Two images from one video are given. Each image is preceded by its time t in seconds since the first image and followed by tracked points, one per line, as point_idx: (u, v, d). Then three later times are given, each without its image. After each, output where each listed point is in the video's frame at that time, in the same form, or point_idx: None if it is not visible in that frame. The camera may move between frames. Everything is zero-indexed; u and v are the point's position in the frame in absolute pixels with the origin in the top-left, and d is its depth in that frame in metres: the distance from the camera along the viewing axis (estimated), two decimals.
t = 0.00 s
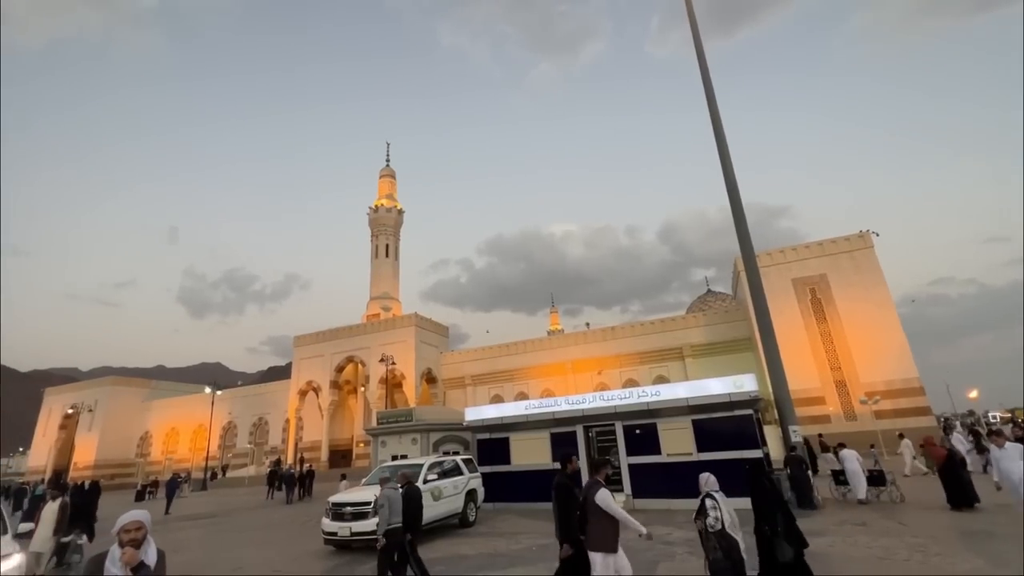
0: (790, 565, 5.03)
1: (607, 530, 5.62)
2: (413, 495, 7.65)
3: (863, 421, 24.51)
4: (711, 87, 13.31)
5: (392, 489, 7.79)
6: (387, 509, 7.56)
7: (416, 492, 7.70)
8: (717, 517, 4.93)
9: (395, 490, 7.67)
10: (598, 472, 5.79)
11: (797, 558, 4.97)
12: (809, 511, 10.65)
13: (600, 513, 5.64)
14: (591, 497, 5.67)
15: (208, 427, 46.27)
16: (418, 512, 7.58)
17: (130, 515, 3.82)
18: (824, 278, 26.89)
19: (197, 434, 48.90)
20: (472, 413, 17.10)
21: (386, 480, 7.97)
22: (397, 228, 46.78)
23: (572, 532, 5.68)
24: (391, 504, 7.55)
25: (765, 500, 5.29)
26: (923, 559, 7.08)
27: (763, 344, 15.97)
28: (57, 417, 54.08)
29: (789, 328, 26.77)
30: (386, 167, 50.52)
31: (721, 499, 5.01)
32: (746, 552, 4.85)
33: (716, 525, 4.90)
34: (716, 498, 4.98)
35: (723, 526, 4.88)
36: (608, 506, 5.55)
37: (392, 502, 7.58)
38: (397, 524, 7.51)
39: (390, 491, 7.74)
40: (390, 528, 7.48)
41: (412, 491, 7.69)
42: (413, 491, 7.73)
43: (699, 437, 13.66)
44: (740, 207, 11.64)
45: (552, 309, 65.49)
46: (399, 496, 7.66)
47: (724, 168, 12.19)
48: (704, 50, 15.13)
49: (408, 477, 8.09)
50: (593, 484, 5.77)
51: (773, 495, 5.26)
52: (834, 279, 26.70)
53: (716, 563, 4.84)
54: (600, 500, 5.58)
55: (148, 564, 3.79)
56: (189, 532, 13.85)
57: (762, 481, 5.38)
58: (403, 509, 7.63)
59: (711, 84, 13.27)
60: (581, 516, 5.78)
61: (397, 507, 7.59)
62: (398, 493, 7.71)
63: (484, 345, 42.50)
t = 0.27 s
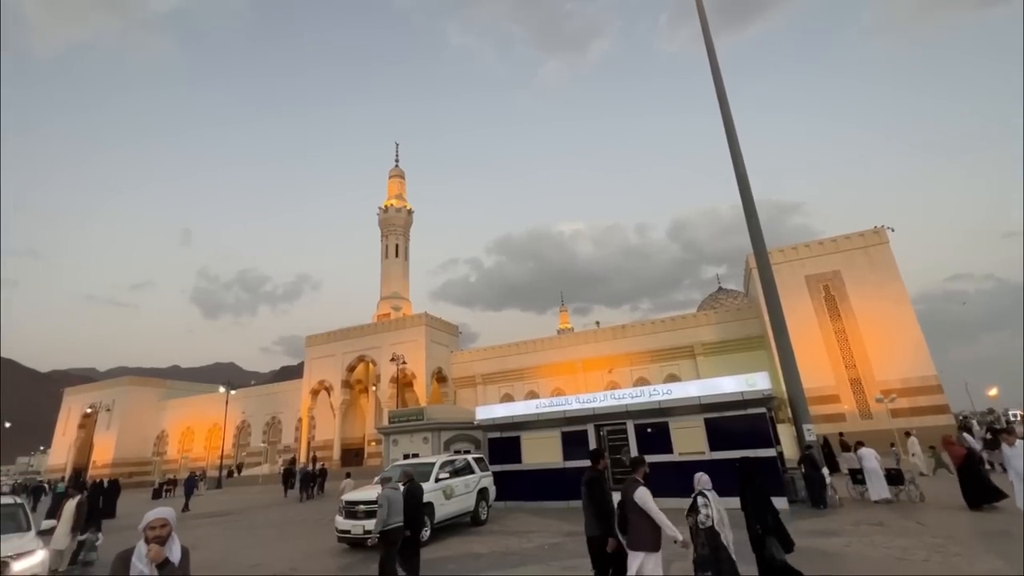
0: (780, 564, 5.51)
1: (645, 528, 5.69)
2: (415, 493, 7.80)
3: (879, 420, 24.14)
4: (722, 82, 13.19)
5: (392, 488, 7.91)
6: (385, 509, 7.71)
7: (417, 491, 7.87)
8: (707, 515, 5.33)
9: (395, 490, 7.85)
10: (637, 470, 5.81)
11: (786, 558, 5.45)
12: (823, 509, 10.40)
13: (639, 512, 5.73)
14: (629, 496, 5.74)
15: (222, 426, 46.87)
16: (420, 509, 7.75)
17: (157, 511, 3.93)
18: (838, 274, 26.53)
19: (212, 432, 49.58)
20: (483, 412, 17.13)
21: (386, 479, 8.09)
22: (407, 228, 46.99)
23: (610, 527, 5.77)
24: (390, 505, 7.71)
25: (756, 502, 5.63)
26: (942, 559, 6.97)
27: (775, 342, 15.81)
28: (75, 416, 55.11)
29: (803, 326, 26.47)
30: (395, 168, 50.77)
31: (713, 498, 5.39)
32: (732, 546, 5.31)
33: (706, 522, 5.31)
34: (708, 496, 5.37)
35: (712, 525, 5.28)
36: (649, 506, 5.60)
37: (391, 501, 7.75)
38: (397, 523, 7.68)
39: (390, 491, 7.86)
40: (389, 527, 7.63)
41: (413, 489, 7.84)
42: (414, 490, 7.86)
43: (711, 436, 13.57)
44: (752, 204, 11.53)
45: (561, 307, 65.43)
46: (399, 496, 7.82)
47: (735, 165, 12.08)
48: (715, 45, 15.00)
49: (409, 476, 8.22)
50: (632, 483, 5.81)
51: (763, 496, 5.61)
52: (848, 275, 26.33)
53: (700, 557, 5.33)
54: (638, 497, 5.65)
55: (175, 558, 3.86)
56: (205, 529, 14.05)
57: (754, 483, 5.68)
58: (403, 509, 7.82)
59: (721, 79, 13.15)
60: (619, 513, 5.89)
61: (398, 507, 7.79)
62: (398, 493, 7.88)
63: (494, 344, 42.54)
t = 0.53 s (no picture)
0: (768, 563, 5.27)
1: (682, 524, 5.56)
2: (418, 494, 7.87)
3: (895, 418, 23.79)
4: (732, 78, 13.07)
5: (394, 488, 8.26)
6: (387, 507, 8.03)
7: (417, 490, 7.99)
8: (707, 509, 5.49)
9: (399, 489, 8.22)
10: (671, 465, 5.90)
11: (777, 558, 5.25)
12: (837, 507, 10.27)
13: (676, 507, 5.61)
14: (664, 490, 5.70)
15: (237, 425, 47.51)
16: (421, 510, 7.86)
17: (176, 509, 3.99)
18: (852, 270, 26.17)
19: (226, 431, 50.23)
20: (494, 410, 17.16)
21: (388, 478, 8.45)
22: (416, 228, 47.20)
23: (645, 526, 5.98)
24: (392, 503, 8.04)
25: (748, 501, 5.49)
26: (961, 559, 6.88)
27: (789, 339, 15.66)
28: (94, 415, 56.19)
29: (817, 322, 26.15)
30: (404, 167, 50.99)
31: (708, 494, 5.54)
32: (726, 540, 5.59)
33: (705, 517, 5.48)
34: (704, 493, 5.53)
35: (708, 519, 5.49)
36: (682, 499, 5.55)
37: (393, 500, 8.09)
38: (398, 521, 7.99)
39: (392, 489, 8.21)
40: (391, 525, 7.94)
41: (416, 489, 7.92)
42: (417, 490, 7.95)
43: (723, 434, 13.49)
44: (764, 200, 11.42)
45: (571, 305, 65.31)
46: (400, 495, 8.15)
47: (746, 160, 11.97)
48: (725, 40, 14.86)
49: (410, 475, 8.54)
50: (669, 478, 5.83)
51: (755, 494, 5.45)
52: (862, 271, 25.97)
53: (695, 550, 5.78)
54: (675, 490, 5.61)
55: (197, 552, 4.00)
56: (221, 526, 14.27)
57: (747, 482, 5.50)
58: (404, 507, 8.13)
59: (732, 75, 13.03)
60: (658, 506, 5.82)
61: (399, 506, 8.11)
62: (400, 492, 8.21)
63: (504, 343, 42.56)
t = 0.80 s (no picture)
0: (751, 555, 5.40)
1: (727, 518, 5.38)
2: (421, 491, 8.21)
3: (911, 415, 23.48)
4: (743, 72, 12.93)
5: (400, 481, 8.34)
6: (395, 500, 8.11)
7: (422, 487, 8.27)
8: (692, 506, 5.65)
9: (405, 485, 8.27)
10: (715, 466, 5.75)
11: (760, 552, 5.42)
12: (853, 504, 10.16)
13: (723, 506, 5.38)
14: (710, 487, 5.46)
15: (250, 423, 48.07)
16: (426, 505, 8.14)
17: (191, 503, 4.09)
18: (866, 266, 25.83)
19: (240, 429, 50.87)
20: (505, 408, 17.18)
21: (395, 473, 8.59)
22: (425, 227, 47.34)
23: (680, 519, 5.96)
24: (399, 497, 8.11)
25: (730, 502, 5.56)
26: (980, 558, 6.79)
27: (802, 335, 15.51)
28: (111, 414, 57.19)
29: (830, 319, 25.86)
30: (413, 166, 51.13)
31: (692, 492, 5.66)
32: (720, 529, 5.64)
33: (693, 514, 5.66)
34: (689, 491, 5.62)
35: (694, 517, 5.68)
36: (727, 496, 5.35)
37: (400, 494, 8.16)
38: (404, 517, 8.06)
39: (399, 483, 8.30)
40: (397, 521, 8.01)
41: (420, 486, 8.26)
42: (420, 486, 8.29)
43: (736, 431, 13.42)
44: (775, 195, 11.30)
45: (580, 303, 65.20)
46: (407, 490, 8.24)
47: (758, 155, 11.85)
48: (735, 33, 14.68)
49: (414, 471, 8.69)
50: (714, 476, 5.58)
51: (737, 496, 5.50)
52: (877, 267, 25.62)
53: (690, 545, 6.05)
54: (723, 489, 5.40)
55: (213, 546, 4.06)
56: (236, 523, 14.48)
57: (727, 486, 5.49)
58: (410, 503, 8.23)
59: (742, 69, 12.89)
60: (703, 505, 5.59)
61: (405, 502, 8.17)
62: (406, 487, 8.29)
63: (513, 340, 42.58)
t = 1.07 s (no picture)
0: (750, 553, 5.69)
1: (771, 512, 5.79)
2: (422, 489, 8.50)
3: (927, 412, 23.18)
4: (754, 66, 12.82)
5: (402, 481, 8.28)
6: (398, 500, 8.07)
7: (424, 486, 8.54)
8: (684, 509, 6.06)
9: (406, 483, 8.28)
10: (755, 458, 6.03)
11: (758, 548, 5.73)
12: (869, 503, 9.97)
13: (766, 498, 5.81)
14: (755, 482, 5.81)
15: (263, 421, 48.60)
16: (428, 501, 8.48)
17: (208, 502, 4.24)
18: (880, 261, 25.51)
19: (252, 427, 51.48)
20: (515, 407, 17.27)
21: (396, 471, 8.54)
22: (434, 226, 47.50)
23: (712, 518, 5.86)
24: (403, 496, 8.08)
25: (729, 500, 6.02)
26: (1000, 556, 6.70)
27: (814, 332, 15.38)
28: (127, 413, 58.09)
29: (844, 316, 25.56)
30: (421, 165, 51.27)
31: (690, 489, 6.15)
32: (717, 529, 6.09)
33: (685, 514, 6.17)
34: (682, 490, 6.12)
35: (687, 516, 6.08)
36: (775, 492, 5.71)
37: (403, 493, 8.12)
38: (408, 514, 8.11)
39: (400, 483, 8.23)
40: (403, 518, 8.02)
41: (421, 485, 8.53)
42: (420, 485, 8.60)
43: (749, 429, 13.39)
44: (787, 191, 11.21)
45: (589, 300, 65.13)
46: (409, 489, 8.19)
47: (769, 151, 11.76)
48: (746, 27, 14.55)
49: (415, 469, 8.68)
50: (756, 469, 5.92)
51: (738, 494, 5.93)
52: (891, 262, 25.28)
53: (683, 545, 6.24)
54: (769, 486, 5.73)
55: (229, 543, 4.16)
56: (250, 519, 14.68)
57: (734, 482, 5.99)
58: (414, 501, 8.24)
59: (753, 63, 12.76)
60: (747, 499, 5.92)
61: (408, 500, 8.19)
62: (408, 487, 8.21)
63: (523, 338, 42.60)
